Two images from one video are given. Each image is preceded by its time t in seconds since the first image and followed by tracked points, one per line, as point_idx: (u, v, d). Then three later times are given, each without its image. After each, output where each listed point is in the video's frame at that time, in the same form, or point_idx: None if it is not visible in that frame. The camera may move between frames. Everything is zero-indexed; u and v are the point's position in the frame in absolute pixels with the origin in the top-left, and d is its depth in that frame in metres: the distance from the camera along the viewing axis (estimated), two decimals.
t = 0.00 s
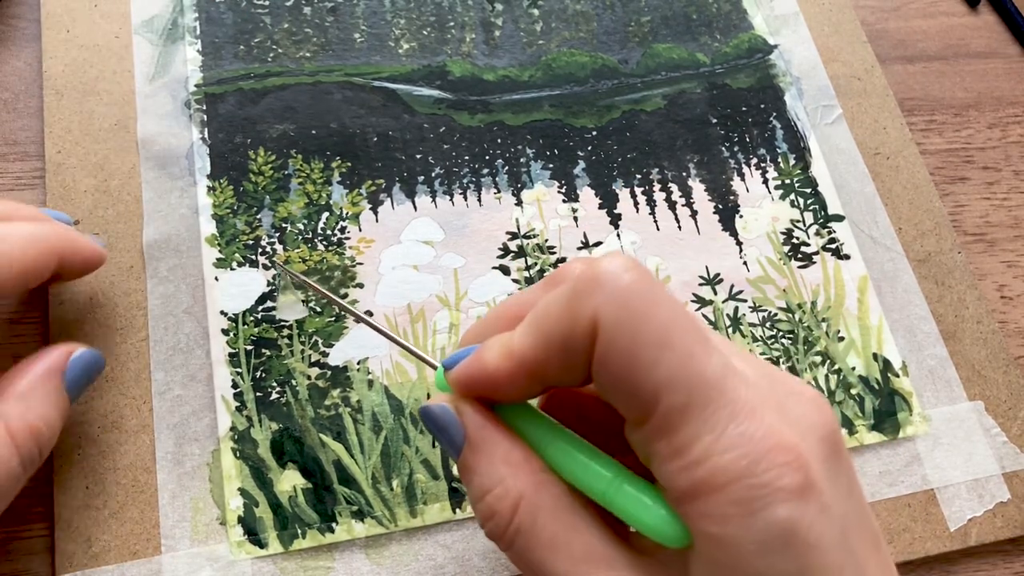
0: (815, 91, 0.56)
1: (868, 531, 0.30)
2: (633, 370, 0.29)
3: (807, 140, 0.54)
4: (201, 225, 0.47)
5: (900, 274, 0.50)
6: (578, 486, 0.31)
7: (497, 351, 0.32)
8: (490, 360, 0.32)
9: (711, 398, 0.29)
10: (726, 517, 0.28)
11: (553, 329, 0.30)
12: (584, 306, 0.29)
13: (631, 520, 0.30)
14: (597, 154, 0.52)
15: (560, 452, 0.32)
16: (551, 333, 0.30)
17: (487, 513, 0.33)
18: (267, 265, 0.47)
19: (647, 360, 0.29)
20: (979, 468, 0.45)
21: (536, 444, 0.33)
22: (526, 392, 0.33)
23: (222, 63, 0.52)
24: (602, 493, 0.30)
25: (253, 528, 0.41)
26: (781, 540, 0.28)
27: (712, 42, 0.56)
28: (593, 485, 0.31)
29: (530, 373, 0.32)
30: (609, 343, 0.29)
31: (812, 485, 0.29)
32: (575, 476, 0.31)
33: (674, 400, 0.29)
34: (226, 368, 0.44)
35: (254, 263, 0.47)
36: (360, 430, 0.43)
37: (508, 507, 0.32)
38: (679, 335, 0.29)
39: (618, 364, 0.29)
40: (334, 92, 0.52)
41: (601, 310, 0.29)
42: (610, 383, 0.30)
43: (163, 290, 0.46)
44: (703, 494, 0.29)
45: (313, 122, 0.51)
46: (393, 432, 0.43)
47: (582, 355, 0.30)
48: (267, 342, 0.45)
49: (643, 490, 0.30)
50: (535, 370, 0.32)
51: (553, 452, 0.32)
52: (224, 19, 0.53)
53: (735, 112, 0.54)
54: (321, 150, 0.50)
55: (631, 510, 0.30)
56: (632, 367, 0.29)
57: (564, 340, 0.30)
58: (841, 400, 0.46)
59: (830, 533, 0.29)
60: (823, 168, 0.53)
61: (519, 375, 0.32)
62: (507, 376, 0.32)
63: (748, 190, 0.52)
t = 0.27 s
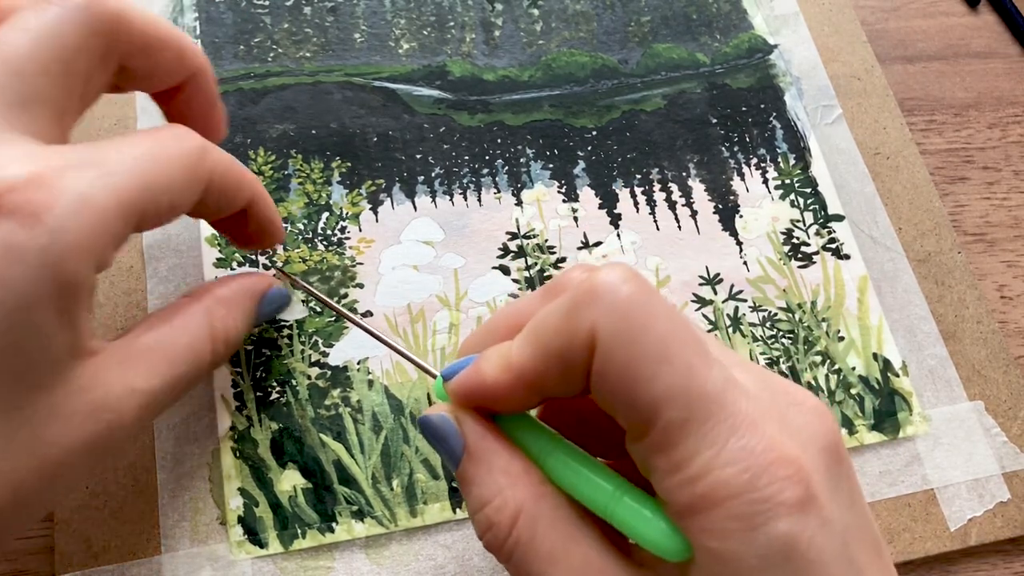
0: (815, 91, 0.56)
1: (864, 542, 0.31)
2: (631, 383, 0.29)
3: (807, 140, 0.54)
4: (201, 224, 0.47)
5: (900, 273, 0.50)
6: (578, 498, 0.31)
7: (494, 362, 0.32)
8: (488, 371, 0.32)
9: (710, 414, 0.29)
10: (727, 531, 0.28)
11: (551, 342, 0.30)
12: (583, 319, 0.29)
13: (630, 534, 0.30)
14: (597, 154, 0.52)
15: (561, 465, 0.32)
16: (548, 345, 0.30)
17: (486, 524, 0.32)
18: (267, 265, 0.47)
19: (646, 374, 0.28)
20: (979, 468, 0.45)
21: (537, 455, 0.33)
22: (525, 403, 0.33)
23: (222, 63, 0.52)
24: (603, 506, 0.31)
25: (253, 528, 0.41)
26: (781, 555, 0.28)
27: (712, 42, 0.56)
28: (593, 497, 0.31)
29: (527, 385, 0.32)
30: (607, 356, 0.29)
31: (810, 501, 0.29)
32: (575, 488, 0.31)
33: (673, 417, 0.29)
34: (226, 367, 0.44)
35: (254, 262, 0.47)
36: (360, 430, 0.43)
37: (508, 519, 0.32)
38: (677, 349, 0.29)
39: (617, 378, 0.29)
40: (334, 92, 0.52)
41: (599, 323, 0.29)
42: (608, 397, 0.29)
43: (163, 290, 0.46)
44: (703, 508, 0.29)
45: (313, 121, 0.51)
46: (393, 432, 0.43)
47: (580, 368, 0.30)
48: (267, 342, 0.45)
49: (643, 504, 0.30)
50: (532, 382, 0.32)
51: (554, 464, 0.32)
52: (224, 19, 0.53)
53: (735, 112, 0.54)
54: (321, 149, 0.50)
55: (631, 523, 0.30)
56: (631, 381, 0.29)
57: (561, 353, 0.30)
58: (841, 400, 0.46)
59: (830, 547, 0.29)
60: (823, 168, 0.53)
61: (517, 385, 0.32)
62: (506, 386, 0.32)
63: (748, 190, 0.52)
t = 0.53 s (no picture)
0: (815, 91, 0.56)
1: (886, 561, 0.29)
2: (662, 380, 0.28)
3: (807, 140, 0.54)
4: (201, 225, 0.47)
5: (900, 274, 0.50)
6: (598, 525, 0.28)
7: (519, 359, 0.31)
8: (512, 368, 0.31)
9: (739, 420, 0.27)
10: (751, 549, 0.26)
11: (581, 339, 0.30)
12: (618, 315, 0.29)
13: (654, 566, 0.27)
14: (597, 154, 0.52)
15: (581, 487, 0.29)
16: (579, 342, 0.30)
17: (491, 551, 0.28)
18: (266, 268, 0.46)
19: (679, 372, 0.28)
20: (979, 468, 0.45)
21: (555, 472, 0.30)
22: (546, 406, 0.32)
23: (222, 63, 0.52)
24: (624, 535, 0.28)
25: (253, 529, 0.41)
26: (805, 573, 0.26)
27: (712, 42, 0.56)
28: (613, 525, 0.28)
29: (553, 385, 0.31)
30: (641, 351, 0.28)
31: (834, 519, 0.27)
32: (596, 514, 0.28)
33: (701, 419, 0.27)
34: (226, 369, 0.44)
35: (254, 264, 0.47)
36: (360, 430, 0.43)
37: (524, 532, 0.27)
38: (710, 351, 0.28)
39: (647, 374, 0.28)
40: (334, 92, 0.52)
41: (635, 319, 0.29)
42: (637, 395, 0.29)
43: (162, 291, 0.46)
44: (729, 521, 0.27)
45: (313, 122, 0.51)
46: (392, 432, 0.43)
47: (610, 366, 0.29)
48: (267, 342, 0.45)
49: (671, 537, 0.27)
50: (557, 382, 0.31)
51: (575, 487, 0.29)
52: (224, 19, 0.53)
53: (735, 112, 0.54)
54: (321, 150, 0.50)
55: (655, 554, 0.27)
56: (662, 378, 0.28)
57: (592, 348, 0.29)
58: (841, 400, 0.46)
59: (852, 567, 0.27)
60: (823, 168, 0.53)
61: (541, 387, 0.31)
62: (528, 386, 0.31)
63: (748, 190, 0.52)
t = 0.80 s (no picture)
0: (815, 91, 0.56)
1: (888, 560, 0.29)
2: (678, 367, 0.28)
3: (807, 140, 0.54)
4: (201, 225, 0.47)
5: (900, 273, 0.50)
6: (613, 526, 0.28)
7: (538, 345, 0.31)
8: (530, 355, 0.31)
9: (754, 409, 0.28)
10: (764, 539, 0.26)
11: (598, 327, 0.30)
12: (636, 300, 0.29)
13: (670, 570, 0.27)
14: (597, 154, 0.52)
15: (600, 488, 0.29)
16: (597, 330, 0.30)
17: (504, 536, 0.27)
18: (267, 269, 0.46)
19: (696, 360, 0.28)
20: (979, 468, 0.45)
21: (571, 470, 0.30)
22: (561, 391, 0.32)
23: (222, 63, 0.52)
24: (641, 539, 0.27)
25: (253, 529, 0.41)
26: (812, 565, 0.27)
27: (712, 42, 0.56)
28: (631, 528, 0.28)
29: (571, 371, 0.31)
30: (658, 338, 0.28)
31: (840, 515, 0.28)
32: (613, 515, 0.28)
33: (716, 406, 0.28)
34: (226, 369, 0.44)
35: (254, 265, 0.46)
36: (360, 430, 0.43)
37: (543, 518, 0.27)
38: (729, 339, 0.28)
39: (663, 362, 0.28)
40: (334, 92, 0.52)
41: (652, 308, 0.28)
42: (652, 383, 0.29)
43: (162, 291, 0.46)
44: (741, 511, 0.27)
45: (313, 122, 0.51)
46: (392, 432, 0.43)
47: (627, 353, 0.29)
48: (268, 343, 0.45)
49: (689, 543, 0.27)
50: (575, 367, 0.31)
51: (593, 488, 0.29)
52: (224, 19, 0.53)
53: (736, 112, 0.54)
54: (321, 150, 0.50)
55: (673, 558, 0.27)
56: (678, 365, 0.28)
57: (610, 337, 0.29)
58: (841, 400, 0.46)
59: (856, 559, 0.28)
60: (824, 168, 0.53)
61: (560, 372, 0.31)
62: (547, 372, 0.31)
63: (748, 190, 0.52)
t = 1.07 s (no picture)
0: (815, 91, 0.56)
1: (901, 560, 0.29)
2: (702, 358, 0.28)
3: (808, 140, 0.54)
4: (201, 225, 0.47)
5: (900, 273, 0.50)
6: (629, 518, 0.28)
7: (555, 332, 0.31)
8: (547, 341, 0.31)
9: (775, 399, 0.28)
10: (785, 530, 0.27)
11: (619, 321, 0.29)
12: (654, 291, 0.29)
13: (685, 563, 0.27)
14: (597, 154, 0.52)
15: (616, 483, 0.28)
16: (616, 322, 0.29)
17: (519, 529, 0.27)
18: (267, 269, 0.47)
19: (720, 351, 0.28)
20: (979, 468, 0.45)
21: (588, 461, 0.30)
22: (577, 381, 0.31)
23: (222, 63, 0.52)
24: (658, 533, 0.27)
25: (254, 529, 0.41)
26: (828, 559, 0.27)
27: (712, 42, 0.56)
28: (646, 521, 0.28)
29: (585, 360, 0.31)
30: (680, 328, 0.28)
31: (857, 509, 0.28)
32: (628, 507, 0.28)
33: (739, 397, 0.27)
34: (226, 370, 0.44)
35: (255, 266, 0.47)
36: (360, 431, 0.43)
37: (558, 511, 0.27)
38: (751, 331, 0.28)
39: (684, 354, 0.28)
40: (334, 92, 0.52)
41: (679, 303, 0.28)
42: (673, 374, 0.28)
43: (162, 291, 0.46)
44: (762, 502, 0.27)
45: (313, 122, 0.51)
46: (393, 432, 0.43)
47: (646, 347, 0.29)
48: (268, 344, 0.45)
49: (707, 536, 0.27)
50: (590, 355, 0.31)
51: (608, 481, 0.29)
52: (224, 19, 0.53)
53: (735, 112, 0.54)
54: (321, 150, 0.50)
55: (691, 550, 0.27)
56: (701, 359, 0.28)
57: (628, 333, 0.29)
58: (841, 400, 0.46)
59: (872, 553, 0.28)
60: (824, 168, 0.53)
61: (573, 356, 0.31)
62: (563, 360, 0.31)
63: (748, 190, 0.52)
